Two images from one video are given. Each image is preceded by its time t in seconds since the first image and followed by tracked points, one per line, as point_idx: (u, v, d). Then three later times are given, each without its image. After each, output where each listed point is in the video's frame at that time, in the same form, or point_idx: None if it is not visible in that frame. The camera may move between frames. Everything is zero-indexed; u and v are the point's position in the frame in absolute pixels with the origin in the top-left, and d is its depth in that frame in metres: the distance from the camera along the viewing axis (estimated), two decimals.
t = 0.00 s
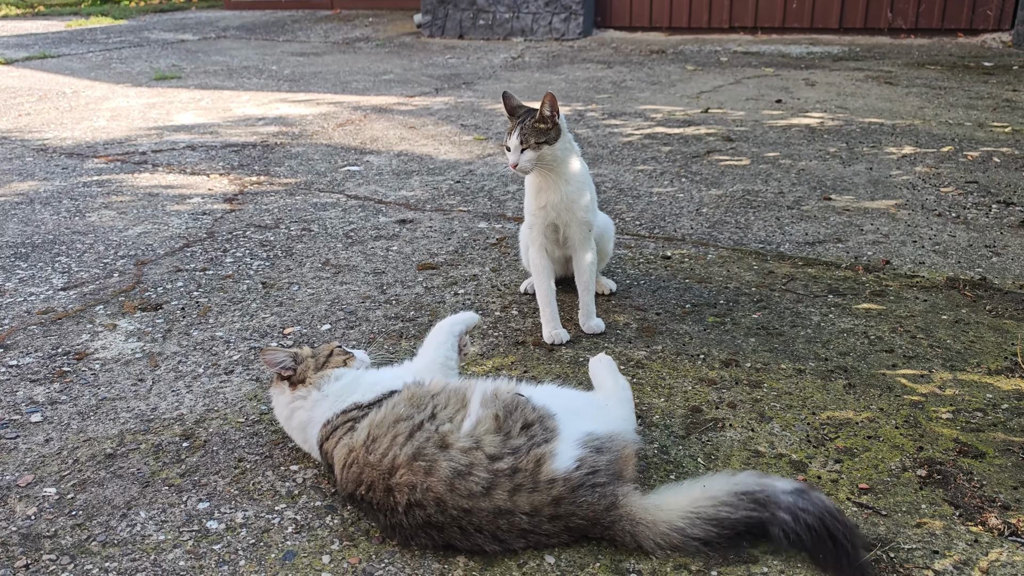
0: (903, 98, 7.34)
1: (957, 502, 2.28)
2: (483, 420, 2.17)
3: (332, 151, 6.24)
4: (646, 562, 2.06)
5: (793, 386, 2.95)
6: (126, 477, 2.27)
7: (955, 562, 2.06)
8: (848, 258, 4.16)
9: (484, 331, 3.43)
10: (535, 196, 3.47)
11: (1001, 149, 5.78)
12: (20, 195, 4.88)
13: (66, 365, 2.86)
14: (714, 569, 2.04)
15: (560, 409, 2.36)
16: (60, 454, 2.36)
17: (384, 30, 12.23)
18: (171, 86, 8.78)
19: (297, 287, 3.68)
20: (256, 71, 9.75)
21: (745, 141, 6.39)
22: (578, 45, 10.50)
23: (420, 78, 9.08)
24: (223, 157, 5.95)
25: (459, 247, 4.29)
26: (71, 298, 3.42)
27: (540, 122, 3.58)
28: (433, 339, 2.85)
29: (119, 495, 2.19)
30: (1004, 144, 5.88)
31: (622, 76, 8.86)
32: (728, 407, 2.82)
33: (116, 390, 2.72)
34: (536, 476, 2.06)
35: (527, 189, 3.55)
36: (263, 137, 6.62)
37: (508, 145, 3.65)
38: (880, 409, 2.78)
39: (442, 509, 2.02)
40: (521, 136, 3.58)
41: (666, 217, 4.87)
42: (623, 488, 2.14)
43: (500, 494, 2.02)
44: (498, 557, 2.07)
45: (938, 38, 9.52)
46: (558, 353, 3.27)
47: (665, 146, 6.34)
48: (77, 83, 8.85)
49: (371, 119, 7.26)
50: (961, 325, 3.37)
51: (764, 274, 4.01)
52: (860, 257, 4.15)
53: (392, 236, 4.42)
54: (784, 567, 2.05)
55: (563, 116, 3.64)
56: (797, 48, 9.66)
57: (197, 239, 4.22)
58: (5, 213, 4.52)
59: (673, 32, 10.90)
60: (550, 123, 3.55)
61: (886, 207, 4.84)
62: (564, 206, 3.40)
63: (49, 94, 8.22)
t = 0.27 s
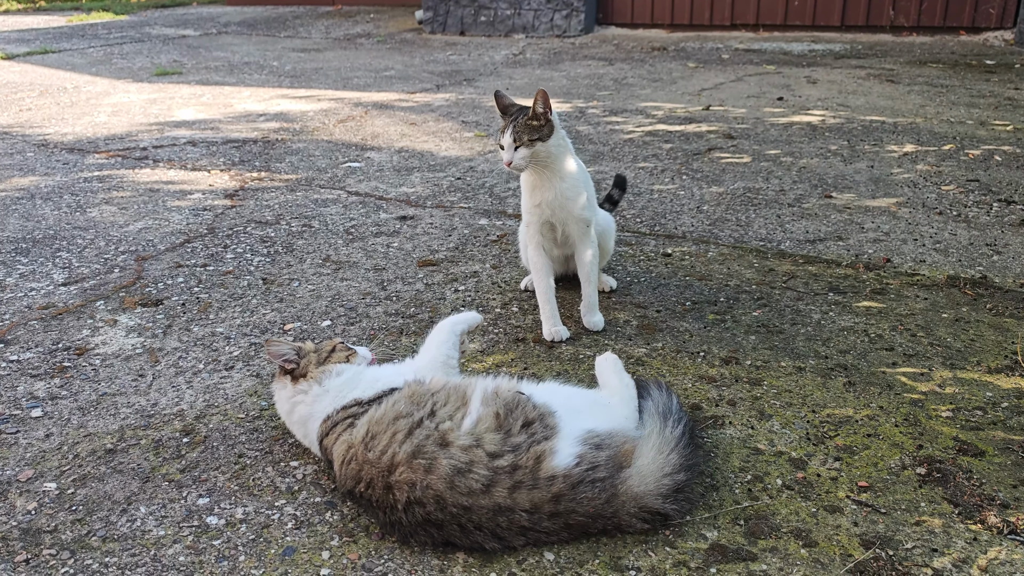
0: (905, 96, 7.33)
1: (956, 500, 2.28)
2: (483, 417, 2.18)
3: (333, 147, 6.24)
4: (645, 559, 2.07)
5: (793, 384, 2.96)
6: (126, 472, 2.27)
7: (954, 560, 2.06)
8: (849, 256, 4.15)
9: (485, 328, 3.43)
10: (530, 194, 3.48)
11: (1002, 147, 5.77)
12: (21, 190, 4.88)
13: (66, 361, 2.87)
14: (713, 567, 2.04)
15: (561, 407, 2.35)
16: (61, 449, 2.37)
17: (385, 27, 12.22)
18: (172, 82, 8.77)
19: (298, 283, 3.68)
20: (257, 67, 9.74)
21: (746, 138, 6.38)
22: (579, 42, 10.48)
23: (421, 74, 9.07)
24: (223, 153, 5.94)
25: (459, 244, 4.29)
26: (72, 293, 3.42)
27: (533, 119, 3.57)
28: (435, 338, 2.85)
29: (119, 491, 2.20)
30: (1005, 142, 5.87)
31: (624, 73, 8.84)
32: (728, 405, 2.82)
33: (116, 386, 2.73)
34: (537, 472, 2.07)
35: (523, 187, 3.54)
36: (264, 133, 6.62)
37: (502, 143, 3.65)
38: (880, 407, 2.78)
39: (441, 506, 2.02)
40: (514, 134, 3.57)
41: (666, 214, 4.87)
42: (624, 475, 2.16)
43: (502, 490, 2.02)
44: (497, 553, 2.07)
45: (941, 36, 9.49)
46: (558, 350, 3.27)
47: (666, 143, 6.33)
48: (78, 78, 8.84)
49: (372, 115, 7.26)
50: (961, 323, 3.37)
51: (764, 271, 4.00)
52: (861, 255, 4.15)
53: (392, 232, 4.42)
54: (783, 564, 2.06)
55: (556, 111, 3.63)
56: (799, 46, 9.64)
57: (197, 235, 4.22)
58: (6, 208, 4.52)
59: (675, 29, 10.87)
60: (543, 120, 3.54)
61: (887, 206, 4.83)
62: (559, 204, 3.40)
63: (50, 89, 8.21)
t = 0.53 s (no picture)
0: (908, 93, 7.31)
1: (957, 498, 2.28)
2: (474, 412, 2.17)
3: (335, 142, 6.24)
4: (646, 555, 2.07)
5: (795, 381, 2.96)
6: (128, 467, 2.28)
7: (954, 558, 2.06)
8: (851, 253, 4.15)
9: (486, 323, 3.43)
10: (526, 188, 3.49)
11: (1005, 145, 5.75)
12: (23, 184, 4.89)
13: (68, 355, 2.87)
14: (712, 563, 2.05)
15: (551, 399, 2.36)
16: (62, 444, 2.37)
17: (388, 22, 12.20)
18: (174, 77, 8.77)
19: (299, 279, 3.69)
20: (259, 62, 9.73)
21: (749, 135, 6.37)
22: (582, 38, 10.47)
23: (423, 70, 9.06)
24: (225, 148, 5.94)
25: (461, 240, 4.29)
26: (74, 288, 3.43)
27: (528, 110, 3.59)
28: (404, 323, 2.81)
29: (120, 485, 2.20)
30: (1009, 140, 5.85)
31: (626, 69, 8.83)
32: (729, 401, 2.83)
33: (118, 380, 2.73)
34: (533, 470, 2.07)
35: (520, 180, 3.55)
36: (266, 129, 6.62)
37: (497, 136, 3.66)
38: (881, 405, 2.78)
39: (441, 507, 2.03)
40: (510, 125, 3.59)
41: (669, 211, 4.86)
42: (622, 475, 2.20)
43: (500, 489, 2.02)
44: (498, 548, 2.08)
45: (945, 32, 9.46)
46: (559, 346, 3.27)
47: (668, 140, 6.32)
48: (80, 73, 8.84)
49: (374, 111, 7.25)
50: (963, 321, 3.37)
51: (766, 268, 4.00)
52: (863, 252, 4.14)
53: (394, 228, 4.42)
54: (783, 561, 2.06)
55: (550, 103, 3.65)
56: (802, 42, 9.62)
57: (199, 230, 4.22)
58: (8, 203, 4.53)
59: (678, 25, 10.85)
60: (538, 112, 3.56)
61: (890, 203, 4.82)
62: (553, 198, 3.40)
63: (52, 83, 8.22)
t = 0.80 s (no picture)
0: (920, 86, 7.24)
1: (967, 493, 2.27)
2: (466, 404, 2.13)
3: (345, 134, 6.24)
4: (653, 547, 2.07)
5: (804, 375, 2.94)
6: (138, 456, 2.29)
7: (963, 553, 2.05)
8: (861, 247, 4.12)
9: (495, 316, 3.43)
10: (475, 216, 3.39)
11: (1019, 139, 5.69)
12: (35, 175, 4.92)
13: (79, 345, 2.89)
14: (720, 556, 2.04)
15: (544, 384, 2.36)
16: (74, 433, 2.39)
17: (397, 14, 12.17)
18: (184, 68, 8.79)
19: (309, 270, 3.70)
20: (269, 53, 9.74)
21: (759, 128, 6.33)
22: (591, 30, 10.41)
23: (432, 62, 9.04)
24: (235, 140, 5.95)
25: (470, 232, 4.29)
26: (85, 278, 3.44)
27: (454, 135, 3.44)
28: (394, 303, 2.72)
29: (131, 475, 2.22)
30: (1023, 134, 5.79)
31: (636, 62, 8.78)
32: (738, 395, 2.82)
33: (128, 370, 2.75)
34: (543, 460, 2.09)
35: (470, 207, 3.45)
36: (276, 120, 6.63)
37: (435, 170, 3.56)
38: (890, 399, 2.76)
39: (452, 503, 2.03)
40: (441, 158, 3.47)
41: (678, 204, 4.84)
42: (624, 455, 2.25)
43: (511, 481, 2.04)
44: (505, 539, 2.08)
45: (958, 25, 9.36)
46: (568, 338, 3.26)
47: (678, 133, 6.28)
48: (91, 64, 8.87)
49: (383, 103, 7.25)
50: (974, 316, 3.34)
51: (776, 262, 3.98)
52: (873, 247, 4.11)
53: (403, 220, 4.42)
54: (791, 555, 2.05)
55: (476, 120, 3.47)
56: (814, 35, 9.53)
57: (210, 221, 4.23)
58: (19, 194, 4.55)
59: (688, 18, 10.78)
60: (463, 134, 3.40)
61: (900, 197, 4.78)
62: (500, 223, 3.29)
63: (63, 75, 8.25)
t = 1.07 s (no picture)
0: (947, 72, 7.08)
1: (990, 480, 2.23)
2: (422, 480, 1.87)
3: (365, 118, 6.23)
4: (673, 530, 2.06)
5: (825, 360, 2.91)
6: (162, 434, 2.32)
7: (985, 539, 2.02)
8: (884, 234, 4.05)
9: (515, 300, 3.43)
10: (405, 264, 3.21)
11: None
12: (59, 157, 4.97)
13: (104, 325, 2.92)
14: (740, 539, 2.03)
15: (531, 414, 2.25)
16: (100, 410, 2.42)
17: None
18: (205, 52, 8.81)
19: (330, 252, 3.71)
20: (289, 37, 9.73)
21: (782, 114, 6.23)
22: (612, 15, 10.29)
23: (452, 46, 8.99)
24: (256, 123, 5.97)
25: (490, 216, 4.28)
26: (109, 259, 3.48)
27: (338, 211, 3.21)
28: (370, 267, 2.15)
29: (156, 451, 2.24)
30: None
31: (657, 46, 8.67)
32: (758, 380, 2.79)
33: (152, 350, 2.78)
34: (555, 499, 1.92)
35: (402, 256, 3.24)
36: (296, 104, 6.63)
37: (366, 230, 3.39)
38: (913, 386, 2.73)
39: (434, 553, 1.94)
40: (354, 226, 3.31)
41: (699, 189, 4.78)
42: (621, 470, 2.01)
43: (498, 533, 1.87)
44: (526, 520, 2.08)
45: (988, 10, 9.14)
46: (588, 323, 3.24)
47: (699, 118, 6.20)
48: (114, 48, 8.92)
49: (403, 87, 7.22)
50: (1000, 304, 3.27)
51: (798, 248, 3.92)
52: (897, 233, 4.04)
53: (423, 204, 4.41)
54: (811, 539, 2.04)
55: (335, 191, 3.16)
56: (838, 20, 9.35)
57: (231, 204, 4.26)
58: (44, 175, 4.60)
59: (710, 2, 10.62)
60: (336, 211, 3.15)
61: (925, 183, 4.69)
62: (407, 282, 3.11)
63: (87, 58, 8.31)
